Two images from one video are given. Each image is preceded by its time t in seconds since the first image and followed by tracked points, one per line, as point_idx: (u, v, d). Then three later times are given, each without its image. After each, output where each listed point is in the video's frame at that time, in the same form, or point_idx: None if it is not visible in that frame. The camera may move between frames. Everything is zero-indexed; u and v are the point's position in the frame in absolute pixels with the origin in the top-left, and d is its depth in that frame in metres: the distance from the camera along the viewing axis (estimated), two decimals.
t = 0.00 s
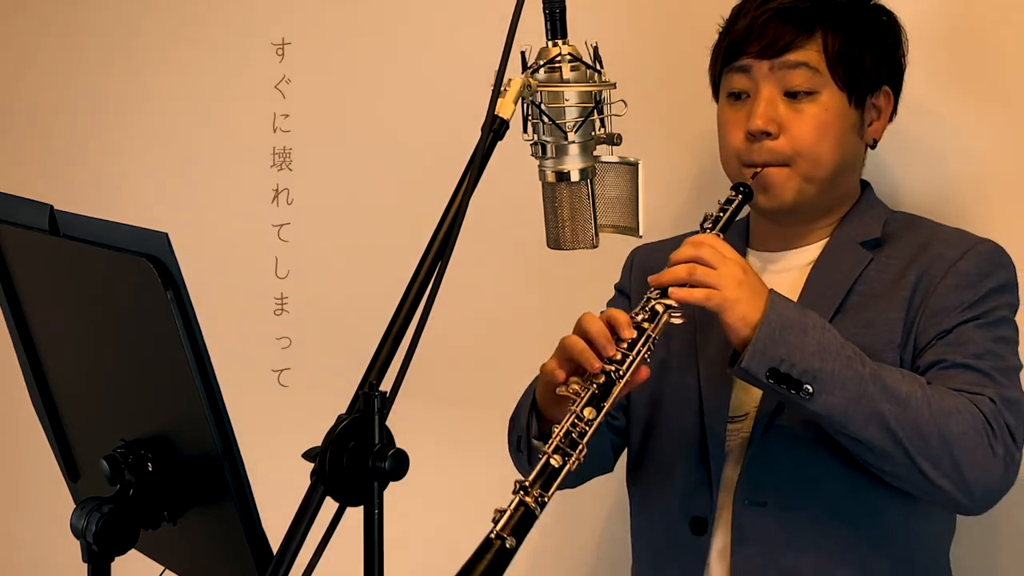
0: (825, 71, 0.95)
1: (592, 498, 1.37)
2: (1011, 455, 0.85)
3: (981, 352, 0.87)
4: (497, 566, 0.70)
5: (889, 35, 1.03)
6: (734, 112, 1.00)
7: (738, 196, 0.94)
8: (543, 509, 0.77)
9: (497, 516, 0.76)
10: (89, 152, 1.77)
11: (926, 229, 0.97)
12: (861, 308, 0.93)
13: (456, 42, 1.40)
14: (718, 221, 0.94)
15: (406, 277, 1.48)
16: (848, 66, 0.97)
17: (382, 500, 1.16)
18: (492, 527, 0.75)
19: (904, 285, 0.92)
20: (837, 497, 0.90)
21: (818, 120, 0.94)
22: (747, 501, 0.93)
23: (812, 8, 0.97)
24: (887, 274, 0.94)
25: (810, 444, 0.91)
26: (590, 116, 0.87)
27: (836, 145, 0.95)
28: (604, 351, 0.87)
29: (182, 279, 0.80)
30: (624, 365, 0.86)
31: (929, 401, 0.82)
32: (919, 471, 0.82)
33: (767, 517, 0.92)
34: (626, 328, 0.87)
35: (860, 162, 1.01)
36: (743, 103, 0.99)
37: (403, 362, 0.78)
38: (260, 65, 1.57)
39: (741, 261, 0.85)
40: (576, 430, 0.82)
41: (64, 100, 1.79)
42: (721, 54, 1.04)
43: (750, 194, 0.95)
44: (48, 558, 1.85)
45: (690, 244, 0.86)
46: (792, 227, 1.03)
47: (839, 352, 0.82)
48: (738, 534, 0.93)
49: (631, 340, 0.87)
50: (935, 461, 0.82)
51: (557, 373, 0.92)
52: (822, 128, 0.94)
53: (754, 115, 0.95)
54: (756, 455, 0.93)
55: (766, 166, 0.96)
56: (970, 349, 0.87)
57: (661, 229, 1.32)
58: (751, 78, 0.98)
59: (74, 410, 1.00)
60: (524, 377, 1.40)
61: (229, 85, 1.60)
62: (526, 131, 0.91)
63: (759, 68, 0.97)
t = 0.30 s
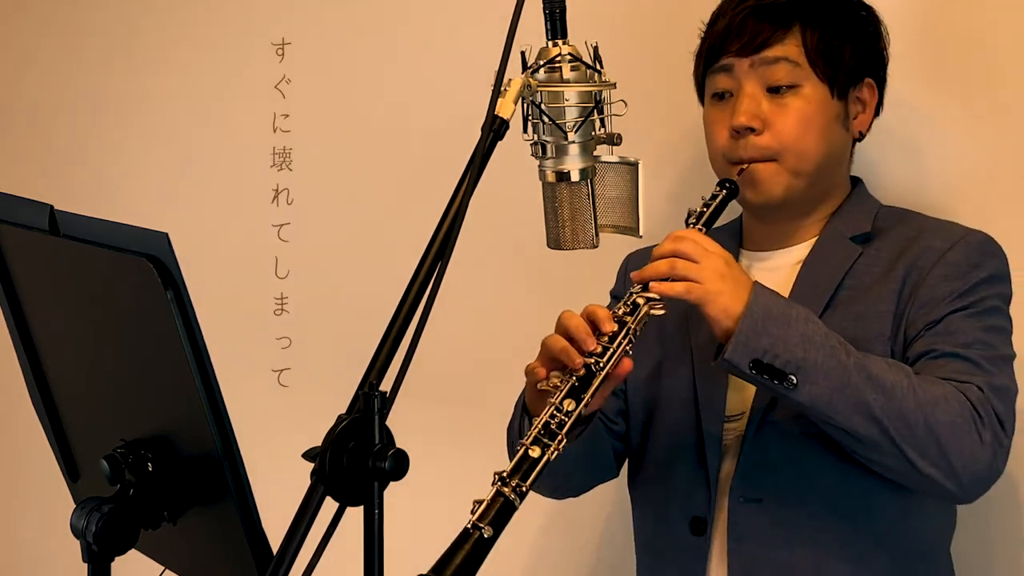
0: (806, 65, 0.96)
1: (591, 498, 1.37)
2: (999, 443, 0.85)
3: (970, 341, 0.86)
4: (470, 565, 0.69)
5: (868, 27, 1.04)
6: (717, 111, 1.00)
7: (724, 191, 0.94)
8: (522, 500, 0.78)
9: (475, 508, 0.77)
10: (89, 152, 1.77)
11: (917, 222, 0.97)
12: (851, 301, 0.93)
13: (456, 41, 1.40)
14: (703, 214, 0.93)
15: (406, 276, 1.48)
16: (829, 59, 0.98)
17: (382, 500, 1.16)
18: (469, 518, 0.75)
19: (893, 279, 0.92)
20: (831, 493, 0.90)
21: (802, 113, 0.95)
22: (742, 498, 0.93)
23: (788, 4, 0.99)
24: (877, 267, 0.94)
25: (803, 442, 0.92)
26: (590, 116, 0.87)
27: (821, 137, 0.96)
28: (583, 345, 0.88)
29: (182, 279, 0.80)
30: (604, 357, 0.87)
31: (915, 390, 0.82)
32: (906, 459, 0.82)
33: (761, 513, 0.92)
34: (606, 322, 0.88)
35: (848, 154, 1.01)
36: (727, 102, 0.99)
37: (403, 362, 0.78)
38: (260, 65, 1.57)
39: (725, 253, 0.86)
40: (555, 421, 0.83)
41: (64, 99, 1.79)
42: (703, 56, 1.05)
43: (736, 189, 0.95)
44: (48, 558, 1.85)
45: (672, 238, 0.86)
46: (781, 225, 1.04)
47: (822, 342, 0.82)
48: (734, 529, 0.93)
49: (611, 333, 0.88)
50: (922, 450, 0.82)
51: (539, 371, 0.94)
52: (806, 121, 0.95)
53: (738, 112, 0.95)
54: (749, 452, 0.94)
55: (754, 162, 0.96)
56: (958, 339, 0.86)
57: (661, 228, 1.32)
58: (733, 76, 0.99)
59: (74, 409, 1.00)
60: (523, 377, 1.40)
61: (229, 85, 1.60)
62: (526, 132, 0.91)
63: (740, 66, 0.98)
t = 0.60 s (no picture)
0: (783, 63, 0.97)
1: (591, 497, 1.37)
2: (988, 443, 0.85)
3: (959, 340, 0.86)
4: None
5: (846, 22, 1.05)
6: (700, 115, 1.01)
7: (703, 196, 0.95)
8: (515, 523, 0.79)
9: (468, 533, 0.79)
10: (89, 152, 1.77)
11: (907, 220, 0.97)
12: (841, 302, 0.94)
13: (456, 41, 1.40)
14: (685, 221, 0.95)
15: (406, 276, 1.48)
16: (805, 55, 0.98)
17: (382, 500, 1.16)
18: (464, 546, 0.78)
19: (883, 278, 0.92)
20: (823, 494, 0.90)
21: (782, 111, 0.95)
22: (733, 499, 0.93)
23: (763, 5, 1.00)
24: (867, 267, 0.94)
25: (795, 443, 0.92)
26: (590, 116, 0.87)
27: (802, 134, 0.96)
28: (569, 362, 0.88)
29: (182, 278, 0.80)
30: (590, 374, 0.87)
31: (900, 392, 0.82)
32: (892, 463, 0.82)
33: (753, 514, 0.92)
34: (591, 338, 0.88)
35: (833, 151, 1.01)
36: (708, 105, 1.00)
37: (403, 362, 0.78)
38: (260, 65, 1.57)
39: (705, 262, 0.86)
40: (544, 441, 0.84)
41: (64, 99, 1.79)
42: (685, 62, 1.06)
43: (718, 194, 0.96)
44: (48, 558, 1.85)
45: (652, 250, 0.87)
46: (769, 227, 1.04)
47: (806, 349, 0.82)
48: (727, 532, 0.93)
49: (597, 349, 0.88)
50: (908, 453, 0.82)
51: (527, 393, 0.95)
52: (786, 118, 0.95)
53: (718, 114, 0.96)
54: (741, 454, 0.94)
55: (737, 163, 0.96)
56: (947, 339, 0.86)
57: (661, 228, 1.31)
58: (712, 79, 1.00)
59: (74, 409, 1.00)
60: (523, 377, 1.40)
61: (229, 85, 1.60)
62: (526, 132, 0.91)
63: (718, 68, 0.99)
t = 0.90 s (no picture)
0: (766, 65, 0.97)
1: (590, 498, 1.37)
2: (987, 454, 0.84)
3: (956, 348, 0.86)
4: None
5: (828, 21, 1.05)
6: (687, 123, 1.02)
7: (692, 214, 0.98)
8: (524, 569, 0.81)
9: None
10: (89, 150, 1.77)
11: (903, 222, 0.97)
12: (836, 308, 0.94)
13: (455, 41, 1.40)
14: (674, 243, 0.98)
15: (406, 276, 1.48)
16: (788, 57, 0.98)
17: (382, 500, 1.16)
18: None
19: (878, 283, 0.92)
20: (821, 502, 0.90)
21: (767, 114, 0.95)
22: (731, 505, 0.94)
23: (742, 8, 1.00)
24: (864, 270, 0.94)
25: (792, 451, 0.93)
26: (590, 116, 0.87)
27: (789, 136, 0.96)
28: (568, 398, 0.90)
29: (182, 279, 0.80)
30: (590, 409, 0.90)
31: (897, 408, 0.81)
32: (891, 478, 0.82)
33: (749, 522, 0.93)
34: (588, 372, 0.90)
35: (821, 151, 1.02)
36: (694, 112, 1.01)
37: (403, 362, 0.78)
38: (260, 65, 1.57)
39: (698, 287, 0.86)
40: (547, 483, 0.86)
41: (64, 99, 1.79)
42: (669, 71, 1.06)
43: (707, 210, 0.98)
44: (49, 557, 1.85)
45: (645, 278, 0.88)
46: (761, 233, 1.04)
47: (801, 369, 0.82)
48: (727, 543, 0.94)
49: (595, 383, 0.91)
50: (908, 469, 0.82)
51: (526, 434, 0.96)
52: (771, 121, 0.95)
53: (704, 121, 0.97)
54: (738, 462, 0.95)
55: (724, 170, 0.97)
56: (944, 347, 0.86)
57: (661, 228, 1.31)
58: (696, 86, 1.00)
59: (74, 410, 1.00)
60: (523, 377, 1.40)
61: (229, 84, 1.60)
62: (525, 132, 0.92)
63: (702, 75, 0.99)
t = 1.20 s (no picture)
0: (753, 85, 0.96)
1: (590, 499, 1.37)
2: (995, 474, 0.86)
3: (962, 365, 0.87)
4: None
5: (812, 28, 1.04)
6: (677, 143, 1.00)
7: (692, 239, 0.98)
8: None
9: None
10: (90, 150, 1.77)
11: (902, 229, 0.97)
12: (837, 322, 0.94)
13: (455, 40, 1.40)
14: (675, 271, 0.99)
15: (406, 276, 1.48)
16: (775, 74, 0.97)
17: (382, 500, 1.16)
18: None
19: (880, 297, 0.92)
20: (824, 520, 0.91)
21: (758, 137, 0.95)
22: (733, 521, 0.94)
23: (725, 25, 0.98)
24: (865, 281, 0.94)
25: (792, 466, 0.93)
26: (589, 116, 0.87)
27: (782, 157, 0.96)
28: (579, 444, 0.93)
29: (183, 278, 0.80)
30: (601, 453, 0.93)
31: (906, 438, 0.82)
32: (901, 506, 0.83)
33: (752, 537, 0.94)
34: (597, 416, 0.92)
35: (814, 163, 1.01)
36: (684, 135, 1.00)
37: (404, 361, 0.78)
38: (260, 65, 1.57)
39: (703, 321, 0.86)
40: (563, 533, 0.90)
41: (64, 99, 1.79)
42: (653, 90, 1.05)
43: (705, 234, 0.99)
44: (49, 557, 1.85)
45: (648, 315, 0.87)
46: (759, 245, 1.04)
47: (808, 403, 0.83)
48: (732, 560, 0.95)
49: (604, 425, 0.93)
50: (917, 496, 0.83)
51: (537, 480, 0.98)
52: (763, 144, 0.95)
53: (696, 145, 0.96)
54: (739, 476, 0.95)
55: (719, 195, 0.97)
56: (950, 365, 0.87)
57: (661, 229, 1.31)
58: (684, 107, 0.99)
59: (74, 410, 1.00)
60: (522, 377, 1.40)
61: (230, 84, 1.60)
62: (525, 132, 0.92)
63: (689, 98, 0.98)
